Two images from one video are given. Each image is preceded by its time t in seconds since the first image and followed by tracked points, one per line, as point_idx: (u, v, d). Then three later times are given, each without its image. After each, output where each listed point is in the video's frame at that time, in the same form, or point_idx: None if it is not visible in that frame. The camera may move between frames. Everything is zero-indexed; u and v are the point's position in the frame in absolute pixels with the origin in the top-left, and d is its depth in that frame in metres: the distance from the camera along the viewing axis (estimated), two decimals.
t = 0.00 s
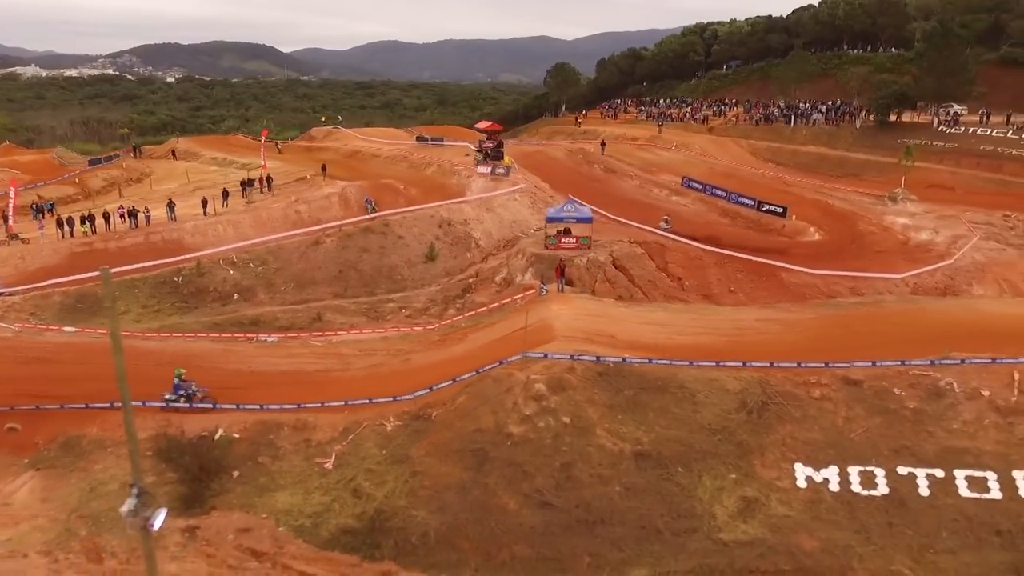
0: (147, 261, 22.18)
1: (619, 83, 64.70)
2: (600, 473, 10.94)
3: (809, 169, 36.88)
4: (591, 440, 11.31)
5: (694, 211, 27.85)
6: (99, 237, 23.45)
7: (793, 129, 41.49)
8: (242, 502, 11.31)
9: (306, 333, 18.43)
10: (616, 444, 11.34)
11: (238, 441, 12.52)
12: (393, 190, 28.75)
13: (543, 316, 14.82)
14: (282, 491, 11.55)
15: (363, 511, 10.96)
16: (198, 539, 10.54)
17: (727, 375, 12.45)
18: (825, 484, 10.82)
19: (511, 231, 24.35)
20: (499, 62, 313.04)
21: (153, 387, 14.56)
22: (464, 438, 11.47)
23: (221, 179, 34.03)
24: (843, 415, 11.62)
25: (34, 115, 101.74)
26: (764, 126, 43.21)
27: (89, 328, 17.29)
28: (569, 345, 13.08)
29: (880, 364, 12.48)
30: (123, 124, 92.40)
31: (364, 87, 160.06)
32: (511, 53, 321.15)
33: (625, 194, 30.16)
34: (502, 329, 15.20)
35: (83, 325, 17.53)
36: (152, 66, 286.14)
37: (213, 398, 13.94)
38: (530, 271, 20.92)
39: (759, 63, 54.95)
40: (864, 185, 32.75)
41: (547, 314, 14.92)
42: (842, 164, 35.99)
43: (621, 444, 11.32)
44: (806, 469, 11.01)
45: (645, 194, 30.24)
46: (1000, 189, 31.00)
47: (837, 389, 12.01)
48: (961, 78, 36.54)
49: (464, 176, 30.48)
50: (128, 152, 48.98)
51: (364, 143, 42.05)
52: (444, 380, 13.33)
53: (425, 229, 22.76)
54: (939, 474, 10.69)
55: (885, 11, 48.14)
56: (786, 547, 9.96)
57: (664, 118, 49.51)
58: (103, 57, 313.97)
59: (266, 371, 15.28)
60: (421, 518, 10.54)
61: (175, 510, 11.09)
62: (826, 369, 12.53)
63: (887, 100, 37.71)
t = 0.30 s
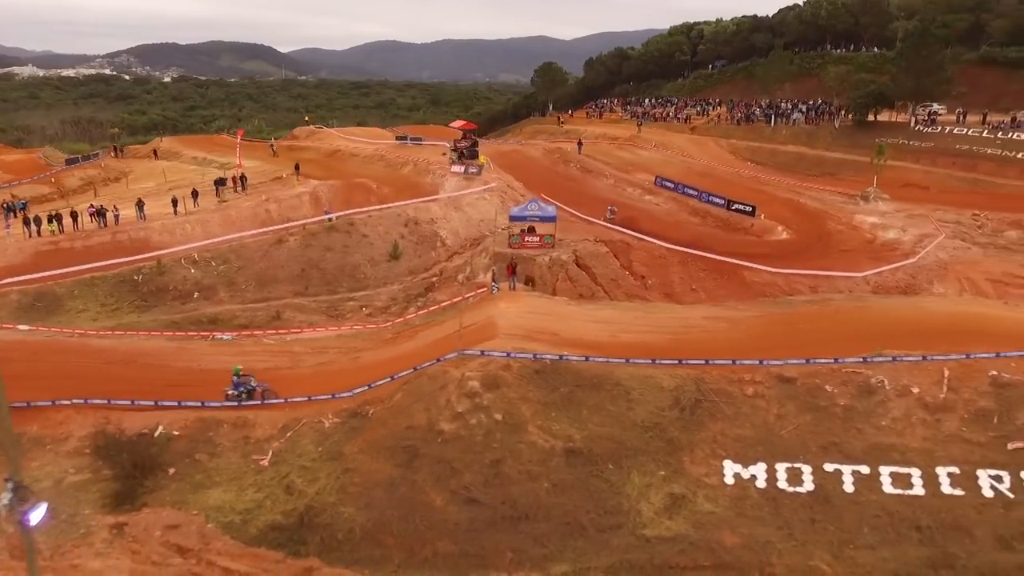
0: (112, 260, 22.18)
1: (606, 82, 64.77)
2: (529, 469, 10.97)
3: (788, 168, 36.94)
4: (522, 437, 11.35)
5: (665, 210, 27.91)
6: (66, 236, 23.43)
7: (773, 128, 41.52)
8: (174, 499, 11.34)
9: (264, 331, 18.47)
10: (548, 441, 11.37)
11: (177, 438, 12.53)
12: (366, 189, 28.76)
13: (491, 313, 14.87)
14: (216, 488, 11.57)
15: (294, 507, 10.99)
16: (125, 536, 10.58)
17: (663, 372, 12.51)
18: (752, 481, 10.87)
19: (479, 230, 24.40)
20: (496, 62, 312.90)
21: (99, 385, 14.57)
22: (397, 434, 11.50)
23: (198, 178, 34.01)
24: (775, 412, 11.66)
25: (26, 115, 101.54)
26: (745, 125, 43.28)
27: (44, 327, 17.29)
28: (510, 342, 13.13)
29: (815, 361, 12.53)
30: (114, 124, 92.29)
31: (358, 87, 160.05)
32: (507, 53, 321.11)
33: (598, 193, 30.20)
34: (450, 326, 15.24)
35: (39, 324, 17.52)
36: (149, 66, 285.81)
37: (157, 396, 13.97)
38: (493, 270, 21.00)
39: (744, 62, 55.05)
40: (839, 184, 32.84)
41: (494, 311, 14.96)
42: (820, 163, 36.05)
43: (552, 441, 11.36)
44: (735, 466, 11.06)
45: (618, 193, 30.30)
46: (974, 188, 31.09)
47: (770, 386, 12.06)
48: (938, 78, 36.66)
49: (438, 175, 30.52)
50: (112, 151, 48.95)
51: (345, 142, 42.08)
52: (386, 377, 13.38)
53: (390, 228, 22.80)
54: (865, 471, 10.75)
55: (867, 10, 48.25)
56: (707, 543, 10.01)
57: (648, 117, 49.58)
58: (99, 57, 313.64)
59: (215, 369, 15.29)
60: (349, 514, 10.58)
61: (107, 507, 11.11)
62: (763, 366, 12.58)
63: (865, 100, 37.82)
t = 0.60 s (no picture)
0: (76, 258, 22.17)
1: (594, 82, 64.78)
2: (458, 467, 10.97)
3: (767, 167, 36.90)
4: (453, 434, 11.35)
5: (637, 209, 27.93)
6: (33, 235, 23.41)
7: (754, 127, 41.52)
8: (105, 496, 11.35)
9: (222, 329, 18.50)
10: (479, 438, 11.37)
11: (115, 436, 12.50)
12: (338, 189, 28.78)
13: (437, 312, 14.89)
14: (149, 486, 11.57)
15: (223, 504, 10.99)
16: (51, 533, 10.60)
17: (599, 370, 12.54)
18: (679, 478, 10.88)
19: (446, 229, 24.44)
20: (494, 61, 312.67)
21: (46, 383, 14.56)
22: (329, 432, 11.51)
23: (175, 177, 33.99)
24: (707, 410, 11.70)
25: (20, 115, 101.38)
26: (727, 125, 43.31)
27: None
28: (449, 339, 13.16)
29: (750, 360, 12.56)
30: (106, 124, 92.20)
31: (354, 87, 160.04)
32: (505, 53, 321.08)
33: (572, 192, 30.21)
34: (398, 324, 15.26)
35: None
36: (147, 66, 285.61)
37: (101, 394, 13.98)
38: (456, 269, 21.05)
39: (729, 62, 55.11)
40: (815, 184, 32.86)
41: (441, 309, 14.97)
42: (798, 162, 36.02)
43: (483, 439, 11.36)
44: (663, 464, 11.08)
45: (592, 192, 30.32)
46: (948, 187, 31.09)
47: (704, 385, 12.07)
48: (914, 78, 36.75)
49: (412, 175, 30.54)
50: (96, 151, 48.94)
51: (326, 142, 42.08)
52: (327, 375, 13.41)
53: (356, 227, 22.84)
54: (791, 468, 10.77)
55: (850, 10, 48.38)
56: (627, 540, 10.03)
57: (631, 117, 49.61)
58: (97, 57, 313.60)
59: (164, 367, 15.30)
60: (274, 511, 10.58)
61: (36, 505, 11.13)
62: (698, 364, 12.64)
63: (843, 99, 37.84)
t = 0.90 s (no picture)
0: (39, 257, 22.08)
1: (582, 82, 64.72)
2: (383, 465, 10.97)
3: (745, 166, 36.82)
4: (381, 433, 11.35)
5: (608, 208, 27.94)
6: None
7: (735, 126, 41.49)
8: (34, 495, 11.33)
9: (178, 328, 18.46)
10: (407, 437, 11.37)
11: (50, 434, 12.47)
12: (310, 189, 28.78)
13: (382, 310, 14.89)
14: (78, 484, 11.54)
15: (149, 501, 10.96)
16: None
17: (533, 369, 12.58)
18: (604, 477, 10.88)
19: (413, 229, 24.47)
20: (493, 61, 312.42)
21: None
22: (258, 430, 11.49)
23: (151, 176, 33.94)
24: (637, 409, 11.72)
25: (15, 115, 100.82)
26: (708, 124, 43.30)
27: None
28: (386, 338, 13.18)
29: (684, 359, 12.59)
30: (97, 124, 92.08)
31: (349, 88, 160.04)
32: (503, 53, 321.09)
33: (545, 191, 30.22)
34: (343, 320, 15.26)
35: None
36: (146, 66, 285.59)
37: (43, 393, 13.97)
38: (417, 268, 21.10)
39: (714, 62, 55.18)
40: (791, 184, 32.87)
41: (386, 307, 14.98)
42: (776, 161, 35.97)
43: (411, 437, 11.36)
44: (589, 462, 11.08)
45: (565, 191, 30.34)
46: (922, 186, 31.08)
47: (635, 383, 12.08)
48: (891, 77, 36.76)
49: (386, 175, 30.55)
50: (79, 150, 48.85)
51: (307, 142, 42.04)
52: (266, 373, 13.41)
53: (320, 226, 22.86)
54: (715, 467, 10.77)
55: (832, 10, 48.55)
56: (545, 539, 10.04)
57: (615, 116, 49.59)
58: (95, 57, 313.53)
59: (110, 365, 15.27)
60: (198, 509, 10.56)
61: None
62: (631, 363, 12.69)
63: (822, 99, 37.70)
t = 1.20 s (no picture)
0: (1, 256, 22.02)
1: (570, 82, 64.52)
2: (307, 465, 10.94)
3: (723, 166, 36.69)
4: (307, 432, 11.34)
5: (578, 208, 27.92)
6: None
7: (716, 126, 41.45)
8: None
9: (132, 327, 18.44)
10: (333, 436, 11.36)
11: None
12: (282, 189, 28.75)
13: (325, 310, 14.89)
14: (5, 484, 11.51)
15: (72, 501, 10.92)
16: None
17: (464, 369, 12.60)
18: (527, 476, 10.86)
19: (378, 228, 24.46)
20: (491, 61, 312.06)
21: None
22: (185, 430, 11.47)
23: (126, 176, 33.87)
24: (565, 409, 11.75)
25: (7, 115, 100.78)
26: (689, 124, 43.28)
27: None
28: (322, 337, 13.18)
29: (614, 359, 12.63)
30: (89, 124, 92.02)
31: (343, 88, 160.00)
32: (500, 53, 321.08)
33: (517, 191, 30.21)
34: (287, 320, 15.24)
35: None
36: (144, 66, 285.47)
37: None
38: (377, 268, 21.09)
39: (699, 62, 55.20)
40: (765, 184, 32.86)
41: (329, 307, 14.97)
42: (754, 161, 35.89)
43: (337, 437, 11.35)
44: (514, 462, 11.07)
45: (538, 191, 30.32)
46: (897, 186, 31.03)
47: (565, 383, 12.10)
48: (868, 77, 36.85)
49: (358, 174, 30.52)
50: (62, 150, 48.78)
51: (287, 142, 41.99)
52: (202, 372, 13.39)
53: (283, 226, 22.85)
54: (637, 467, 10.76)
55: (815, 10, 48.70)
56: (461, 539, 10.01)
57: (598, 116, 49.54)
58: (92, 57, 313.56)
59: (54, 364, 15.24)
60: (118, 509, 10.53)
61: None
62: (563, 364, 12.72)
63: (799, 98, 37.90)
